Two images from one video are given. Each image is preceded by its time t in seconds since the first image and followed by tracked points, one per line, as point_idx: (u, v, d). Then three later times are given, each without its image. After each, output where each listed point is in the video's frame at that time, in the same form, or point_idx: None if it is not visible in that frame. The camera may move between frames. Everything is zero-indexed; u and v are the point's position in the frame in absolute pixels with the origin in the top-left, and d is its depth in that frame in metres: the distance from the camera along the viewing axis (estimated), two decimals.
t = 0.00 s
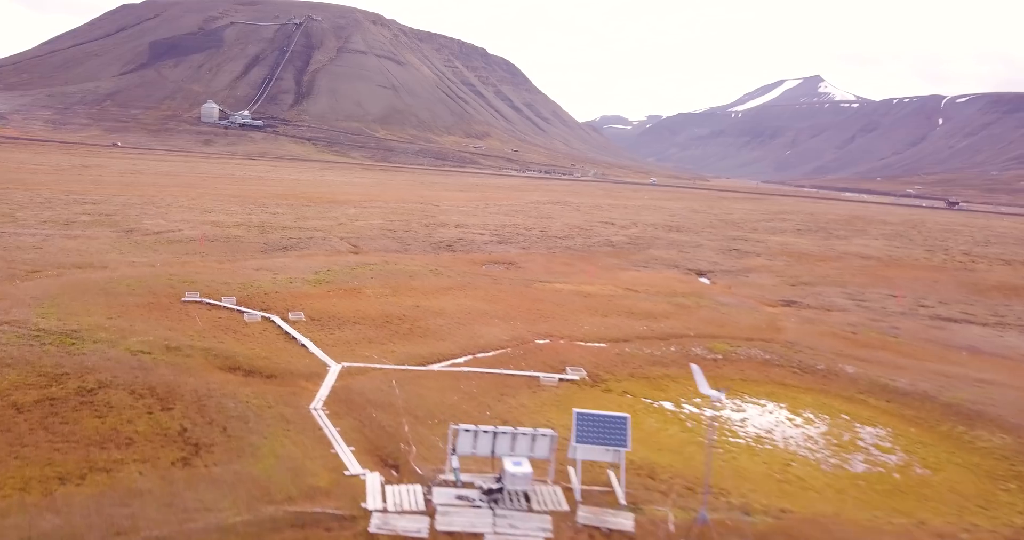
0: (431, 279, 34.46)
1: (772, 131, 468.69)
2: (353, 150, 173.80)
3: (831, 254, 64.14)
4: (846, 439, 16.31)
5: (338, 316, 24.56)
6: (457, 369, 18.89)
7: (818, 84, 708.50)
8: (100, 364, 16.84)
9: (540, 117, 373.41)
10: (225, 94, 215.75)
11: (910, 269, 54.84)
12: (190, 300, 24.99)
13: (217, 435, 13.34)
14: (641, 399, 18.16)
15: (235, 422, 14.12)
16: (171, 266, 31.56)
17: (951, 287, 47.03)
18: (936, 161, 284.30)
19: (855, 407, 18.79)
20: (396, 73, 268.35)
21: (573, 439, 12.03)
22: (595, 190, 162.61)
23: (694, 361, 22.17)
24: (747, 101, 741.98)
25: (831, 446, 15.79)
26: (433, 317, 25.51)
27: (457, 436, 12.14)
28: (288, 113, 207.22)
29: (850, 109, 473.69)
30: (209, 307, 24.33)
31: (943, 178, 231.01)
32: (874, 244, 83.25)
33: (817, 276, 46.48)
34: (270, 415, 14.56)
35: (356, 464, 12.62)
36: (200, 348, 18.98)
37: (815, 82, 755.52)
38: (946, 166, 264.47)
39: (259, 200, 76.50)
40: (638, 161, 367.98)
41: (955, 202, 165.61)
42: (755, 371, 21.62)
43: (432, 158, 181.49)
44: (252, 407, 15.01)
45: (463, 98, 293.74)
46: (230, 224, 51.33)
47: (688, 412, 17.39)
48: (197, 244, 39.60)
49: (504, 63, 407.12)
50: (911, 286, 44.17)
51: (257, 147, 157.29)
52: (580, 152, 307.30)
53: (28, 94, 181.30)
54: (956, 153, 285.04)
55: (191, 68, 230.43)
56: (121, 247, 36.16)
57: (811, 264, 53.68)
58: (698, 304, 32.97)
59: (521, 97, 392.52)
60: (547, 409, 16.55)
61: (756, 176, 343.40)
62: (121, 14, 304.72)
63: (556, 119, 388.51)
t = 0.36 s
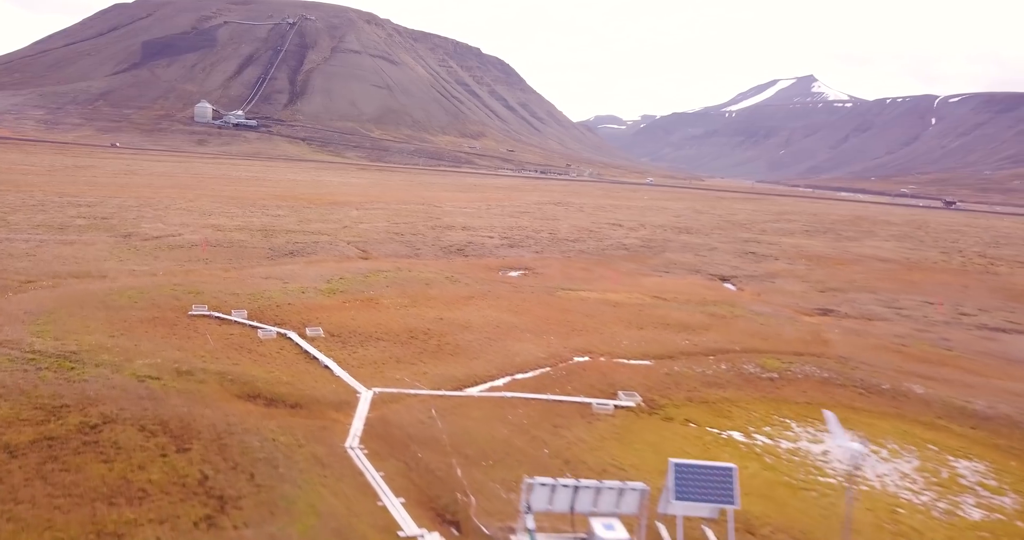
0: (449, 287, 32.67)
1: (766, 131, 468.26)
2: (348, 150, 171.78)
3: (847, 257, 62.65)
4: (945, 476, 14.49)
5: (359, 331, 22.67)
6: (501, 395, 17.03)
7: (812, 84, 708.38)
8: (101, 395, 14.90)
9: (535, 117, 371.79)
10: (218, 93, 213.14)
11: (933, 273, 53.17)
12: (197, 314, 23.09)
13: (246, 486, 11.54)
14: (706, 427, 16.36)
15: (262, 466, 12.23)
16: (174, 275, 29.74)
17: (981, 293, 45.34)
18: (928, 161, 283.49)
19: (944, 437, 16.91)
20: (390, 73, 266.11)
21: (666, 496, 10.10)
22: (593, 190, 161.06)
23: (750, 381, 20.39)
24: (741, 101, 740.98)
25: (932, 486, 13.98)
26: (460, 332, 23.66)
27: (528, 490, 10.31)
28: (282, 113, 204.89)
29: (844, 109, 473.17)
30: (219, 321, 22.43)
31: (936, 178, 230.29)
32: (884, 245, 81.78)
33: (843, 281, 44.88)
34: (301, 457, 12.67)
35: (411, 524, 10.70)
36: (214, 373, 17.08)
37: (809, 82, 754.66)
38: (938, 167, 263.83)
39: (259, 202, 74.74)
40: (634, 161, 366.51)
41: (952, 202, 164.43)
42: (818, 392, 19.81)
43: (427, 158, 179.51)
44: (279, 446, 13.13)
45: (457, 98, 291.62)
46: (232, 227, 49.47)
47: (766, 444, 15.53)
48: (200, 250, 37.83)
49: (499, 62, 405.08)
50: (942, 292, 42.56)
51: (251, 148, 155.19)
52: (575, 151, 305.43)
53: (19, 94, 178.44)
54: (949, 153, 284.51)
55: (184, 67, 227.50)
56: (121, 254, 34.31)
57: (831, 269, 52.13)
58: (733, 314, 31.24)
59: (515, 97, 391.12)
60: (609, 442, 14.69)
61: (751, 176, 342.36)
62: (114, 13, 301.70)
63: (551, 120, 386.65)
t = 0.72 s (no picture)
0: (470, 296, 30.86)
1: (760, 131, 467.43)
2: (343, 150, 169.50)
3: (865, 260, 60.97)
4: None
5: (384, 348, 20.88)
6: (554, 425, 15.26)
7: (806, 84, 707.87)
8: (107, 432, 13.03)
9: (529, 116, 369.98)
10: (212, 93, 210.43)
11: (958, 277, 51.57)
12: (207, 331, 21.22)
13: None
14: (787, 464, 14.57)
15: (301, 526, 10.43)
16: (178, 284, 27.81)
17: (1013, 300, 43.77)
18: (922, 160, 282.92)
19: None
20: (384, 73, 263.78)
21: None
22: (592, 190, 159.10)
23: (817, 404, 18.62)
24: (735, 100, 740.31)
25: None
26: (493, 347, 21.89)
27: None
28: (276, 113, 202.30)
29: (838, 108, 472.55)
30: (232, 339, 20.56)
31: (931, 177, 229.30)
32: (896, 247, 80.14)
33: (871, 287, 43.22)
34: (347, 513, 10.84)
35: None
36: (233, 401, 15.19)
37: (802, 81, 754.27)
38: (933, 166, 263.05)
39: (258, 204, 72.63)
40: (629, 161, 364.88)
41: (950, 201, 163.59)
42: (894, 417, 18.04)
43: (423, 157, 177.30)
44: (317, 497, 11.24)
45: (452, 97, 289.41)
46: (234, 231, 47.49)
47: (861, 485, 13.75)
48: (204, 256, 35.90)
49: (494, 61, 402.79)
50: (976, 297, 40.97)
51: (245, 147, 152.75)
52: (571, 151, 303.44)
53: (10, 93, 175.59)
54: (942, 152, 283.61)
55: (178, 66, 224.75)
56: (121, 260, 32.38)
57: (854, 273, 50.53)
58: (771, 324, 29.56)
59: (510, 96, 388.90)
60: (690, 485, 12.90)
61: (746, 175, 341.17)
62: (106, 12, 298.46)
63: (546, 119, 384.47)
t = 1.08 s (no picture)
0: (494, 305, 29.09)
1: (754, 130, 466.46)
2: (338, 150, 167.31)
3: (884, 263, 59.43)
4: None
5: (416, 368, 19.02)
6: (623, 464, 13.46)
7: (800, 83, 706.92)
8: (117, 484, 11.14)
9: (524, 116, 368.25)
10: (206, 92, 207.79)
11: (984, 281, 50.05)
12: (219, 349, 19.33)
13: None
14: (894, 508, 12.76)
15: None
16: (183, 294, 25.92)
17: None
18: (916, 159, 282.34)
19: None
20: (379, 73, 261.58)
21: None
22: (591, 190, 157.50)
23: (899, 431, 16.92)
24: (729, 100, 739.73)
25: None
26: (533, 365, 20.10)
27: None
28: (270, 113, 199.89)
29: (832, 108, 472.06)
30: (248, 359, 18.69)
31: (925, 177, 228.48)
32: (908, 248, 78.62)
33: (902, 293, 41.60)
34: None
35: None
36: (257, 438, 13.35)
37: (796, 80, 754.13)
38: (926, 166, 262.19)
39: (259, 205, 70.72)
40: (625, 161, 363.38)
41: (946, 200, 162.62)
42: (989, 447, 16.30)
43: (418, 157, 175.31)
44: None
45: (447, 97, 287.34)
46: (237, 236, 45.57)
47: (984, 537, 12.00)
48: (209, 262, 34.09)
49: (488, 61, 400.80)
50: (1013, 304, 39.34)
51: (240, 147, 150.43)
52: (566, 151, 301.67)
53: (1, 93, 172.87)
54: (934, 152, 283.29)
55: (172, 66, 222.00)
56: (121, 268, 30.54)
57: (878, 277, 48.91)
58: (816, 335, 27.90)
59: (505, 96, 387.48)
60: None
61: (740, 173, 340.09)
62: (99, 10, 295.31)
63: (541, 119, 382.53)
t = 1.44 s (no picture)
0: (520, 315, 27.24)
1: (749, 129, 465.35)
2: (333, 149, 164.88)
3: (904, 265, 57.79)
4: None
5: (454, 392, 17.15)
6: (716, 513, 11.65)
7: (795, 82, 705.59)
8: None
9: (519, 116, 366.22)
10: (200, 91, 205.21)
11: (1013, 285, 48.47)
12: (236, 371, 17.42)
13: None
14: None
15: None
16: (190, 306, 23.98)
17: None
18: (909, 159, 281.23)
19: None
20: (373, 72, 259.14)
21: None
22: (590, 190, 155.50)
23: (1000, 462, 15.22)
24: (723, 99, 738.77)
25: None
26: (581, 386, 18.28)
27: None
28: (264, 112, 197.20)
29: (826, 107, 471.14)
30: (270, 382, 16.82)
31: (920, 176, 227.26)
32: (922, 249, 77.01)
33: (937, 298, 39.95)
34: None
35: None
36: (291, 485, 11.51)
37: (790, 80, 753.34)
38: (922, 166, 261.09)
39: (260, 207, 68.65)
40: (621, 161, 361.68)
41: (944, 200, 161.47)
42: None
43: (413, 157, 173.05)
44: None
45: (443, 97, 285.05)
46: (241, 239, 43.65)
47: None
48: (214, 269, 32.18)
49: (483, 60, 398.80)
50: None
51: (234, 147, 148.04)
52: (562, 151, 299.77)
53: None
54: (929, 152, 282.12)
55: (165, 65, 219.21)
56: (122, 275, 28.60)
57: (906, 281, 47.28)
58: (866, 346, 26.18)
59: (500, 95, 385.33)
60: None
61: (735, 173, 338.86)
62: (91, 9, 292.22)
63: (536, 119, 380.56)
